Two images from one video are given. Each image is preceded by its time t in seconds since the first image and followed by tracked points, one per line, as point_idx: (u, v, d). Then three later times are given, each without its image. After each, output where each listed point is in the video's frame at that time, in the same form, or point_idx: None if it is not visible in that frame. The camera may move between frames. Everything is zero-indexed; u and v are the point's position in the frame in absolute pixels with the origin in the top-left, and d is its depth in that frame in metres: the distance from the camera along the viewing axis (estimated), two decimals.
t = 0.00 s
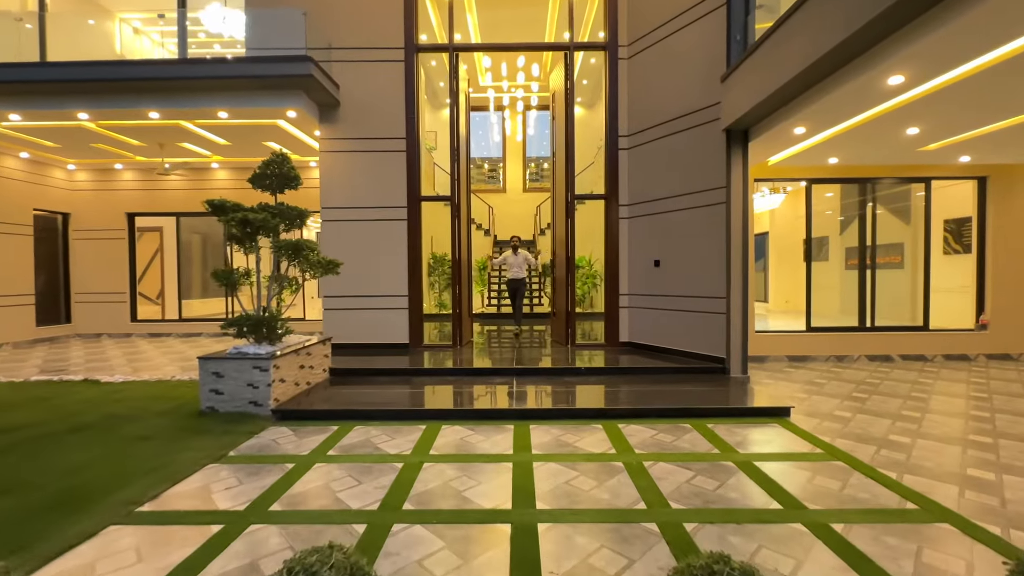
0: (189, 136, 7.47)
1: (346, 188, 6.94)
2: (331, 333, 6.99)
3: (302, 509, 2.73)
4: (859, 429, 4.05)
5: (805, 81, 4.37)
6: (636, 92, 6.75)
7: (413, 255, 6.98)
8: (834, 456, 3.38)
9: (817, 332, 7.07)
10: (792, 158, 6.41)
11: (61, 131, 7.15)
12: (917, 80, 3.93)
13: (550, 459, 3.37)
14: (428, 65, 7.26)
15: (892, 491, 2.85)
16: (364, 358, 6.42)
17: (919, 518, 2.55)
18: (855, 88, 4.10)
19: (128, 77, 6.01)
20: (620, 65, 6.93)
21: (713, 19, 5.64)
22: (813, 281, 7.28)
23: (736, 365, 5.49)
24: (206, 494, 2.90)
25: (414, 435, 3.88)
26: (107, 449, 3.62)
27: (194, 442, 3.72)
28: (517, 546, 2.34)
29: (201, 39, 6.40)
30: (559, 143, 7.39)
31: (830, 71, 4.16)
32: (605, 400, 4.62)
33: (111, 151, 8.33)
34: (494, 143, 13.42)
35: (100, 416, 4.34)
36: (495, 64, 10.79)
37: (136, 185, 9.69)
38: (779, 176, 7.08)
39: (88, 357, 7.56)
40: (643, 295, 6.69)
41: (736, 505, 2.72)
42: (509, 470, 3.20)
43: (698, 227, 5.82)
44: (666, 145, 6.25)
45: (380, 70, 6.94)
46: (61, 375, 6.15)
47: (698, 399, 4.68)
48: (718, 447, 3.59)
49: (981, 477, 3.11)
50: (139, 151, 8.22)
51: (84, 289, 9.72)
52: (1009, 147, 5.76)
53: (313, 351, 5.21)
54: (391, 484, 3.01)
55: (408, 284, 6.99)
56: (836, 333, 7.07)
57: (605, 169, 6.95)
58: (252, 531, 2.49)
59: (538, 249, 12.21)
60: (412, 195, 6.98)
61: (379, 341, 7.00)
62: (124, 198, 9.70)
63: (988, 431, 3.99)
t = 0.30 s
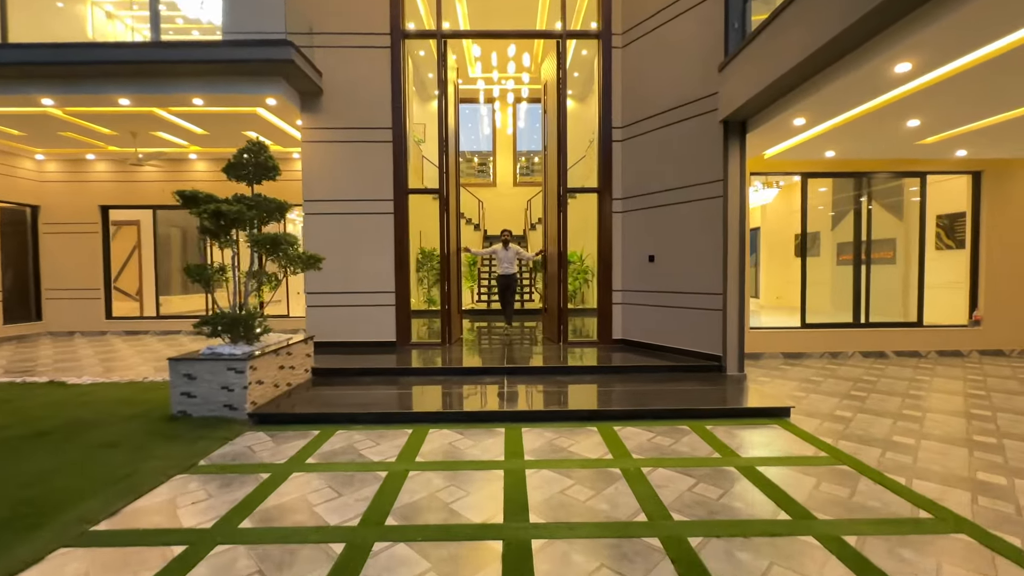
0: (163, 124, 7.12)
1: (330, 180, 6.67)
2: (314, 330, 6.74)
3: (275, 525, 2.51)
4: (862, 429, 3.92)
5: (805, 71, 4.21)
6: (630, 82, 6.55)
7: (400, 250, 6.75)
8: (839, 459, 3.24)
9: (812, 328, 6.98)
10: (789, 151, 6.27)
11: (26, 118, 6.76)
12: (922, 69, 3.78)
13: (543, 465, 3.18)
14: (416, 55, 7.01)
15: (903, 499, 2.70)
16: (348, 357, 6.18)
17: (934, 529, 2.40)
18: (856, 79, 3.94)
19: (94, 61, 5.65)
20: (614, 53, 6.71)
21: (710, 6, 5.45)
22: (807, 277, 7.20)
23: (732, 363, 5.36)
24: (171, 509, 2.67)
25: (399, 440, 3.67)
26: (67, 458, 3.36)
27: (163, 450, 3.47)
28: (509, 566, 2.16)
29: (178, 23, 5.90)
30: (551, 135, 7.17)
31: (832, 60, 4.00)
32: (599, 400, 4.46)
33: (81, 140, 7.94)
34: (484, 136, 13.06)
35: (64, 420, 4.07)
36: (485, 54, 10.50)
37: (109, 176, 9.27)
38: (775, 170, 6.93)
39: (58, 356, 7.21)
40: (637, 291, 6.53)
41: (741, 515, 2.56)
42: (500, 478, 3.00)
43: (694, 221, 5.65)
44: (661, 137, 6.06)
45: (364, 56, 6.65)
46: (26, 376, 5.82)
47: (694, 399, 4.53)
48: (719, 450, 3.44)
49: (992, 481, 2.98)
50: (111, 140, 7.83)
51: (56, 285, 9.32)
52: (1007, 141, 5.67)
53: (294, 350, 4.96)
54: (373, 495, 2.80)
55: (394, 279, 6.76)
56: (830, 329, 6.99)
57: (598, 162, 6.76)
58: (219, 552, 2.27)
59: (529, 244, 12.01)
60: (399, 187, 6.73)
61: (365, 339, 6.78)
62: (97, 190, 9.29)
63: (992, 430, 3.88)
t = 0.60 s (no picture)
0: (139, 111, 6.78)
1: (314, 170, 6.39)
2: (299, 327, 6.48)
3: (242, 543, 2.27)
4: (870, 428, 3.76)
5: (811, 56, 4.00)
6: (627, 70, 6.32)
7: (388, 244, 6.49)
8: (851, 463, 3.06)
9: (811, 324, 6.84)
10: (789, 142, 6.09)
11: None
12: (935, 53, 3.59)
13: (538, 472, 2.97)
14: (406, 44, 6.76)
15: (924, 507, 2.52)
16: (334, 355, 5.93)
17: (958, 541, 2.23)
18: (866, 63, 3.73)
19: (58, 42, 5.29)
20: (610, 40, 6.48)
21: None
22: (807, 272, 7.04)
23: (732, 360, 5.20)
24: (129, 525, 2.42)
25: (385, 445, 3.44)
26: (21, 467, 3.10)
27: (127, 457, 3.22)
28: None
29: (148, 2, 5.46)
30: (545, 126, 6.93)
31: (840, 44, 3.80)
32: (596, 400, 4.26)
33: (52, 128, 7.56)
34: (476, 129, 12.79)
35: (23, 425, 3.79)
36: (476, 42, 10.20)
37: (85, 167, 8.90)
38: (775, 161, 6.74)
39: (27, 355, 6.87)
40: (634, 286, 6.33)
41: (752, 527, 2.36)
42: (492, 487, 2.79)
43: (693, 213, 5.46)
44: (659, 127, 5.85)
45: (350, 41, 6.35)
46: None
47: (695, 398, 4.35)
48: (723, 453, 3.25)
49: (1012, 485, 2.81)
50: (85, 128, 7.47)
51: (28, 281, 8.94)
52: (1013, 131, 5.52)
53: (276, 349, 4.71)
54: (354, 508, 2.57)
55: (383, 274, 6.50)
56: (829, 325, 6.85)
57: (594, 152, 6.54)
58: None
59: (521, 239, 11.79)
60: (387, 178, 6.46)
61: (352, 336, 6.53)
62: (71, 181, 8.91)
63: (1004, 429, 3.73)
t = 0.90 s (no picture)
0: (117, 101, 6.49)
1: (302, 164, 6.12)
2: (287, 327, 6.22)
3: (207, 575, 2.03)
4: (886, 436, 3.56)
5: (824, 42, 3.77)
6: (628, 60, 6.07)
7: (379, 241, 6.24)
8: (872, 476, 2.85)
9: (816, 323, 6.65)
10: (795, 135, 5.87)
11: None
12: (958, 38, 3.37)
13: (537, 488, 2.75)
14: (399, 35, 6.55)
15: (958, 528, 2.31)
16: (323, 358, 5.67)
17: (1001, 567, 2.03)
18: (884, 49, 3.50)
19: (27, 27, 4.99)
20: (610, 28, 6.22)
21: None
22: (812, 270, 6.84)
23: (738, 361, 5.00)
24: (82, 553, 2.18)
25: (372, 456, 3.20)
26: None
27: (90, 472, 2.97)
28: None
29: None
30: (542, 119, 6.68)
31: (855, 30, 3.57)
32: (597, 406, 4.04)
33: (27, 120, 7.24)
34: (471, 124, 12.53)
35: None
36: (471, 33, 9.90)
37: (65, 160, 8.58)
38: (780, 155, 6.51)
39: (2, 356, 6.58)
40: (634, 284, 6.12)
41: (773, 553, 2.14)
42: (486, 506, 2.56)
43: (697, 209, 5.24)
44: (661, 119, 5.62)
45: (339, 28, 6.07)
46: None
47: (701, 403, 4.14)
48: (734, 465, 3.04)
49: None
50: (63, 120, 7.16)
51: (7, 279, 8.62)
52: None
53: (259, 351, 4.44)
54: (333, 531, 2.34)
55: (374, 272, 6.26)
56: (835, 324, 6.66)
57: (593, 146, 6.30)
58: None
59: (518, 236, 11.54)
60: (378, 172, 6.19)
61: (342, 337, 6.28)
62: (51, 175, 8.58)
63: None
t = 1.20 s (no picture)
0: (104, 91, 6.26)
1: (294, 156, 5.90)
2: (279, 325, 6.02)
3: None
4: (909, 440, 3.36)
5: (844, 24, 3.54)
6: (632, 47, 5.82)
7: (375, 236, 6.02)
8: (901, 487, 2.65)
9: (826, 321, 6.44)
10: (807, 126, 5.64)
11: None
12: (991, 17, 3.15)
13: (540, 501, 2.54)
14: (396, 26, 6.38)
15: (1002, 547, 2.11)
16: (316, 357, 5.47)
17: None
18: (911, 29, 3.27)
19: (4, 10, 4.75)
20: (615, 14, 5.96)
21: None
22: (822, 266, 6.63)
23: (748, 361, 4.80)
24: None
25: (364, 464, 2.99)
26: None
27: (61, 481, 2.77)
28: None
29: None
30: (544, 110, 6.44)
31: (878, 10, 3.35)
32: (603, 408, 3.83)
33: (12, 110, 7.00)
34: (471, 118, 12.31)
35: None
36: (471, 23, 9.67)
37: (54, 153, 8.36)
38: (791, 147, 6.28)
39: None
40: (639, 281, 5.91)
41: None
42: (485, 521, 2.35)
43: (706, 202, 5.03)
44: (668, 108, 5.38)
45: (332, 14, 5.83)
46: None
47: (711, 405, 3.94)
48: (751, 473, 2.84)
49: None
50: (49, 111, 6.94)
51: None
52: None
53: (248, 351, 4.23)
54: (318, 550, 2.14)
55: (370, 268, 6.05)
56: (845, 322, 6.46)
57: (597, 137, 6.07)
58: None
59: (518, 232, 11.33)
60: (373, 164, 5.97)
61: (338, 335, 6.09)
62: (39, 169, 8.35)
63: None
